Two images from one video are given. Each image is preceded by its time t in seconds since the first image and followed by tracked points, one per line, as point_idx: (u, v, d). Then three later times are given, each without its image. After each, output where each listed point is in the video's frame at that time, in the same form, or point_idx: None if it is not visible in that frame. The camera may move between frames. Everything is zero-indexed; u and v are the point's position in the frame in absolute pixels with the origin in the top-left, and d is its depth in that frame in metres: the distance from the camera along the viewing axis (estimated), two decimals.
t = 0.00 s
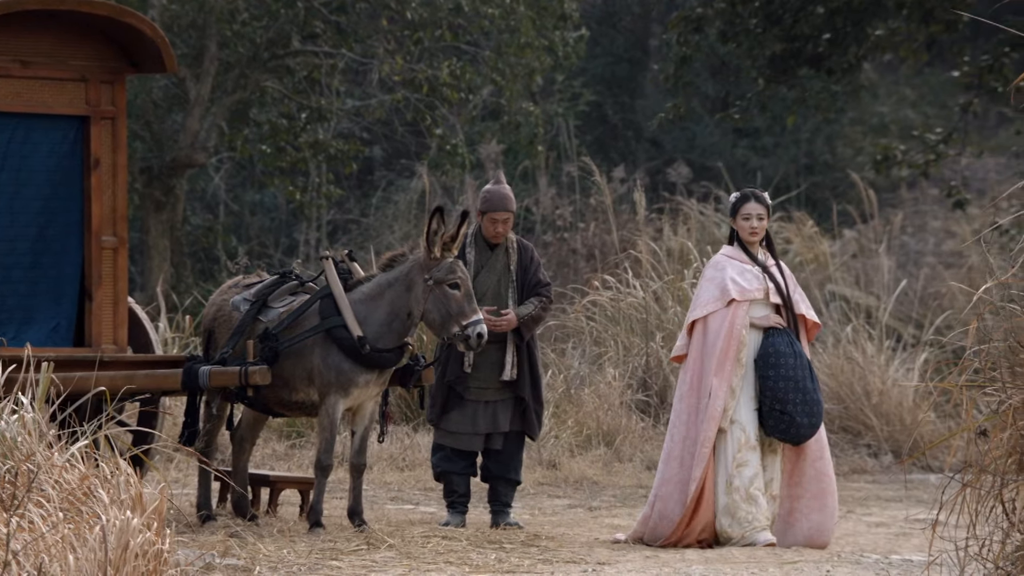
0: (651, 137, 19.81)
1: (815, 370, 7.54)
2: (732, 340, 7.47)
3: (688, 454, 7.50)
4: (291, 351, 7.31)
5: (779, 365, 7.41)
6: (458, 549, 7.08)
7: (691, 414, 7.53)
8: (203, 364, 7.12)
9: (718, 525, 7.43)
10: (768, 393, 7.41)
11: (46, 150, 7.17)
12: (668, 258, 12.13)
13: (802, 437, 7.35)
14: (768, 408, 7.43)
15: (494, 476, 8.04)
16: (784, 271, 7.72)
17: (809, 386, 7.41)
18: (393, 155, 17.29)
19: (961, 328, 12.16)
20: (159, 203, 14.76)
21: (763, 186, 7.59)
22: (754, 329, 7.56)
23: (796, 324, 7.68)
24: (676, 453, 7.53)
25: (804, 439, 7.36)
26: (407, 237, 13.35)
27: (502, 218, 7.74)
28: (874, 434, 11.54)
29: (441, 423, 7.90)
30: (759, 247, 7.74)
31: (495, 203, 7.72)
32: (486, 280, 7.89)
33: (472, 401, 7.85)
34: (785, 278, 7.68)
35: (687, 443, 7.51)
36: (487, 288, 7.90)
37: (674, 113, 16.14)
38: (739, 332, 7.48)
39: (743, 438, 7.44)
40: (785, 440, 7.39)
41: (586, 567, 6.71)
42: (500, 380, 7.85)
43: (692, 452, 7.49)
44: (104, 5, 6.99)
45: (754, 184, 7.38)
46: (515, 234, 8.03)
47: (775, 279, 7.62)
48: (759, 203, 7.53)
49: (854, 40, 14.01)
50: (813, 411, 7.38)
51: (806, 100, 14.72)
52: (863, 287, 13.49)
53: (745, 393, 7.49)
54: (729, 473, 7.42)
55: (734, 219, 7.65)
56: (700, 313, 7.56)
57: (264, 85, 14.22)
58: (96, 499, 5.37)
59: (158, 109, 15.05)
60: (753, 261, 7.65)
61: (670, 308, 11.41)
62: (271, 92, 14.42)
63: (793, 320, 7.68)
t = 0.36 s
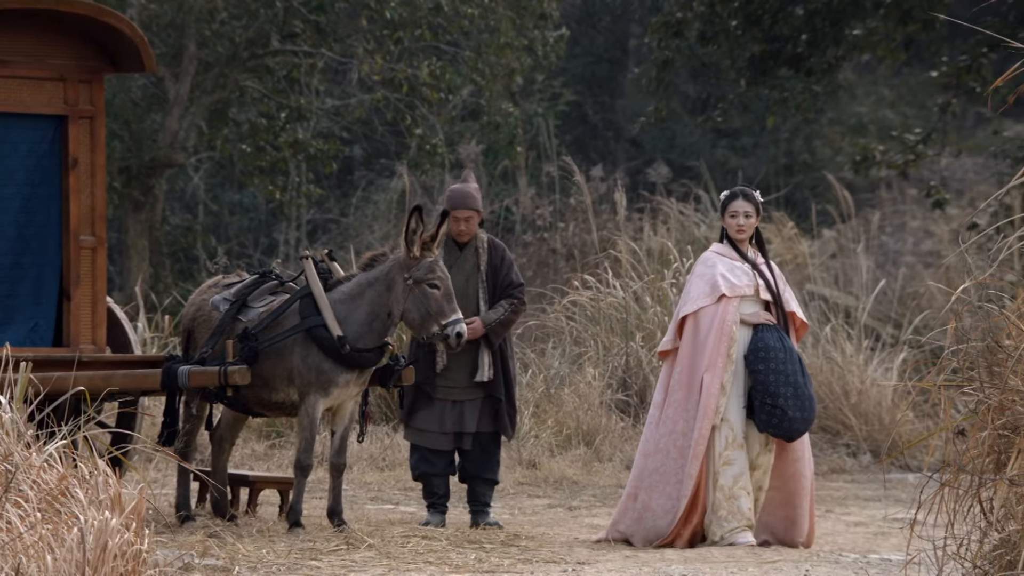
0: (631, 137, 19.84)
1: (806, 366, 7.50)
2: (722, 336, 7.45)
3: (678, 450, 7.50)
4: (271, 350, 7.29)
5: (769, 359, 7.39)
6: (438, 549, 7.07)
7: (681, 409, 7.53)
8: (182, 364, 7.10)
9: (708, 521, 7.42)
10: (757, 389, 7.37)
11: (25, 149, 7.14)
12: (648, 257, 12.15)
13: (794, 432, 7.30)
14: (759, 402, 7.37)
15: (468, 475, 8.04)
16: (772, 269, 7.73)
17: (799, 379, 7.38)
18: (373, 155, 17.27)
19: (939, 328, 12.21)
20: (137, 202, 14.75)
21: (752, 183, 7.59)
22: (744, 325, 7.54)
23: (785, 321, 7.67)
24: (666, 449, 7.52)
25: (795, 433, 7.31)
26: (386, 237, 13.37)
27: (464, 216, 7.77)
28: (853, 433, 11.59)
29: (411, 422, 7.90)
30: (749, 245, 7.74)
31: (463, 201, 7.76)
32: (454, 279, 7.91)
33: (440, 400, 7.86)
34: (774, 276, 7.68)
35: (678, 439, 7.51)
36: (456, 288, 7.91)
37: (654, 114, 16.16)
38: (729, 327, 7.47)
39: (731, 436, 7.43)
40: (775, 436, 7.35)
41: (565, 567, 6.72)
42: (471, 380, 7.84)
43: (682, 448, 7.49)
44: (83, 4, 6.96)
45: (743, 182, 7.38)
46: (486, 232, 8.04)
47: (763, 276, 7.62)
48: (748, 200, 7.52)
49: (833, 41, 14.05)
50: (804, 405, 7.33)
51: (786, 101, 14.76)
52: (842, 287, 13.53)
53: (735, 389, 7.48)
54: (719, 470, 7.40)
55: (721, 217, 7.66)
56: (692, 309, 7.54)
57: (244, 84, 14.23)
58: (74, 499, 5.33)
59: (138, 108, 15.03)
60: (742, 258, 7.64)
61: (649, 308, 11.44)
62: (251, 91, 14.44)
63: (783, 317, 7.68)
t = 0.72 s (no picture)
0: (611, 134, 19.86)
1: (786, 360, 7.49)
2: (701, 330, 7.47)
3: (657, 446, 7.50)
4: (252, 346, 7.28)
5: (743, 352, 7.41)
6: (418, 546, 7.07)
7: (659, 406, 7.54)
8: (162, 360, 7.08)
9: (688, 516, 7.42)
10: (734, 382, 7.39)
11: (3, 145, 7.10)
12: (628, 254, 12.16)
13: (771, 423, 7.29)
14: (736, 394, 7.39)
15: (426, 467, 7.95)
16: (760, 265, 7.69)
17: (776, 372, 7.38)
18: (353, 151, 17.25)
19: (917, 325, 12.26)
20: (116, 198, 14.73)
21: (743, 178, 7.58)
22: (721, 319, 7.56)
23: (771, 318, 7.64)
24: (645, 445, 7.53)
25: (772, 424, 7.30)
26: (366, 233, 13.37)
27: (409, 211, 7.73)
28: (833, 429, 11.62)
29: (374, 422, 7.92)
30: (737, 240, 7.73)
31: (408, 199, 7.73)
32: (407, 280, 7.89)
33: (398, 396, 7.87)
34: (761, 271, 7.66)
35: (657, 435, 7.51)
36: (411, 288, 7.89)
37: (634, 111, 16.18)
38: (709, 321, 7.48)
39: (711, 431, 7.46)
40: (753, 429, 7.35)
41: (545, 563, 6.73)
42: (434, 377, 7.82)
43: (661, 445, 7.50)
44: None
45: (732, 176, 7.38)
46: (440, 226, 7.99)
47: (748, 271, 7.60)
48: (736, 195, 7.52)
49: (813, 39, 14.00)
50: (781, 395, 7.33)
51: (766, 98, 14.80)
52: (822, 283, 13.57)
53: (713, 384, 7.49)
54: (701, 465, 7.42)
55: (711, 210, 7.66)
56: (670, 304, 7.58)
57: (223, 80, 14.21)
58: (52, 496, 5.31)
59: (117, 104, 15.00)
60: (727, 253, 7.65)
61: (629, 305, 11.46)
62: (231, 87, 14.52)
63: (768, 313, 7.64)
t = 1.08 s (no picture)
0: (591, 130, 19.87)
1: (764, 357, 7.43)
2: (682, 327, 7.49)
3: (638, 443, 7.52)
4: (232, 343, 7.26)
5: (715, 350, 7.39)
6: (398, 542, 7.07)
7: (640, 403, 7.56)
8: (142, 356, 7.06)
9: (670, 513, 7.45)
10: (708, 381, 7.39)
11: None
12: (609, 251, 12.16)
13: (741, 423, 7.28)
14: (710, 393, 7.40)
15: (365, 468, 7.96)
16: (749, 259, 7.66)
17: (747, 370, 7.32)
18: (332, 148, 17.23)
19: (896, 321, 12.30)
20: (95, 194, 14.68)
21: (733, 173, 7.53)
22: (701, 316, 7.56)
23: (758, 312, 7.61)
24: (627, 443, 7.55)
25: (743, 424, 7.30)
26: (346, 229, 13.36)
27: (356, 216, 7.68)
28: (812, 426, 11.65)
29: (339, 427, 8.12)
30: (726, 236, 7.70)
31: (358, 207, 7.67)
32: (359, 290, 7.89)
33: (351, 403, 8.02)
34: (749, 267, 7.63)
35: (638, 432, 7.53)
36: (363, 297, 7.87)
37: (614, 108, 16.17)
38: (689, 318, 7.50)
39: (693, 427, 7.47)
40: (729, 426, 7.35)
41: (525, 559, 6.72)
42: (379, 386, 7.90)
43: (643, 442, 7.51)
44: None
45: (722, 171, 7.35)
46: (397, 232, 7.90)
47: (733, 267, 7.58)
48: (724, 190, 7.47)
49: (792, 36, 14.02)
50: (751, 395, 7.28)
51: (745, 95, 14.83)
52: (801, 280, 13.60)
53: (693, 381, 7.50)
54: (683, 461, 7.45)
55: (700, 206, 7.64)
56: (652, 302, 7.59)
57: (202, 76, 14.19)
58: (31, 493, 5.28)
59: (95, 100, 14.95)
60: (713, 249, 7.63)
61: (609, 301, 11.47)
62: (210, 84, 14.47)
63: (755, 308, 7.61)
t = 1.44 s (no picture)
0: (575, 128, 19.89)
1: (756, 355, 7.37)
2: (674, 325, 7.45)
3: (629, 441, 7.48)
4: (216, 341, 7.25)
5: (706, 348, 7.34)
6: (381, 540, 7.06)
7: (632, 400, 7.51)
8: (124, 354, 7.04)
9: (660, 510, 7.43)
10: (699, 379, 7.36)
11: None
12: (593, 249, 12.16)
13: (732, 421, 7.25)
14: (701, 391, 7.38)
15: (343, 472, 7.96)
16: (744, 255, 7.62)
17: (739, 369, 7.28)
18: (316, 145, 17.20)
19: (878, 319, 12.33)
20: (78, 192, 14.66)
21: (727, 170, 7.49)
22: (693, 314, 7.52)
23: (752, 308, 7.57)
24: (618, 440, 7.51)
25: (733, 421, 7.27)
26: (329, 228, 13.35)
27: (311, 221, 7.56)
28: (795, 423, 11.66)
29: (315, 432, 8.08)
30: (721, 232, 7.65)
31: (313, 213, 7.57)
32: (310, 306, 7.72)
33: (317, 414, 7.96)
34: (743, 264, 7.58)
35: (629, 429, 7.49)
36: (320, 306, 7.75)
37: (598, 106, 16.18)
38: (681, 316, 7.46)
39: (685, 424, 7.45)
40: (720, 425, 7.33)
41: (509, 557, 6.73)
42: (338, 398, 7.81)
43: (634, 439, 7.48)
44: None
45: (718, 169, 7.32)
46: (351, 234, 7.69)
47: (726, 263, 7.55)
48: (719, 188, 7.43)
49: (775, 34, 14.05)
50: (742, 393, 7.25)
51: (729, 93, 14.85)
52: (784, 278, 13.63)
53: (684, 379, 7.47)
54: (674, 459, 7.42)
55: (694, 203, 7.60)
56: (645, 301, 7.55)
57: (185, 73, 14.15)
58: (14, 491, 5.26)
59: (78, 98, 14.91)
60: (707, 246, 7.59)
61: (593, 299, 11.48)
62: (193, 81, 14.43)
63: (750, 305, 7.57)
